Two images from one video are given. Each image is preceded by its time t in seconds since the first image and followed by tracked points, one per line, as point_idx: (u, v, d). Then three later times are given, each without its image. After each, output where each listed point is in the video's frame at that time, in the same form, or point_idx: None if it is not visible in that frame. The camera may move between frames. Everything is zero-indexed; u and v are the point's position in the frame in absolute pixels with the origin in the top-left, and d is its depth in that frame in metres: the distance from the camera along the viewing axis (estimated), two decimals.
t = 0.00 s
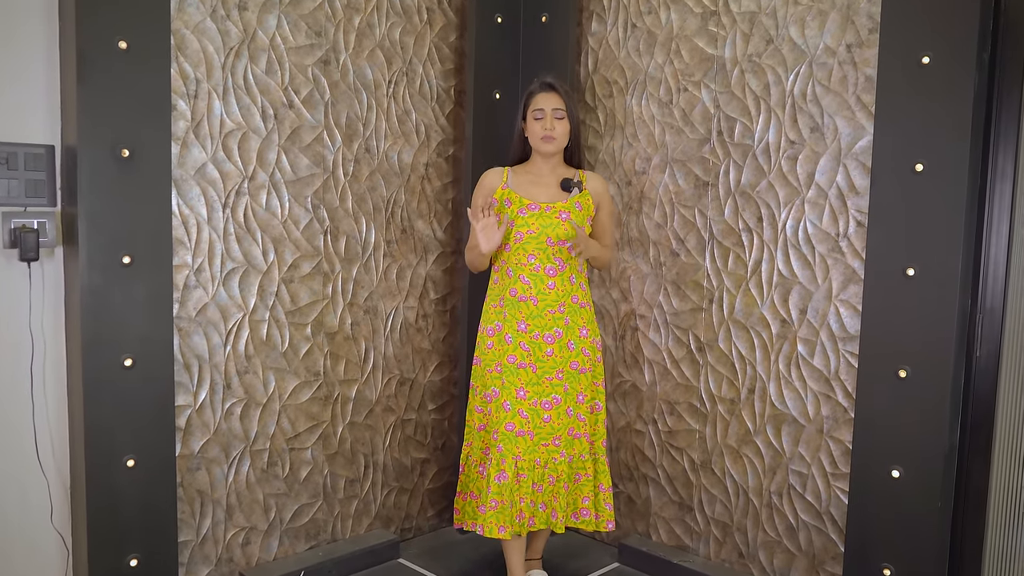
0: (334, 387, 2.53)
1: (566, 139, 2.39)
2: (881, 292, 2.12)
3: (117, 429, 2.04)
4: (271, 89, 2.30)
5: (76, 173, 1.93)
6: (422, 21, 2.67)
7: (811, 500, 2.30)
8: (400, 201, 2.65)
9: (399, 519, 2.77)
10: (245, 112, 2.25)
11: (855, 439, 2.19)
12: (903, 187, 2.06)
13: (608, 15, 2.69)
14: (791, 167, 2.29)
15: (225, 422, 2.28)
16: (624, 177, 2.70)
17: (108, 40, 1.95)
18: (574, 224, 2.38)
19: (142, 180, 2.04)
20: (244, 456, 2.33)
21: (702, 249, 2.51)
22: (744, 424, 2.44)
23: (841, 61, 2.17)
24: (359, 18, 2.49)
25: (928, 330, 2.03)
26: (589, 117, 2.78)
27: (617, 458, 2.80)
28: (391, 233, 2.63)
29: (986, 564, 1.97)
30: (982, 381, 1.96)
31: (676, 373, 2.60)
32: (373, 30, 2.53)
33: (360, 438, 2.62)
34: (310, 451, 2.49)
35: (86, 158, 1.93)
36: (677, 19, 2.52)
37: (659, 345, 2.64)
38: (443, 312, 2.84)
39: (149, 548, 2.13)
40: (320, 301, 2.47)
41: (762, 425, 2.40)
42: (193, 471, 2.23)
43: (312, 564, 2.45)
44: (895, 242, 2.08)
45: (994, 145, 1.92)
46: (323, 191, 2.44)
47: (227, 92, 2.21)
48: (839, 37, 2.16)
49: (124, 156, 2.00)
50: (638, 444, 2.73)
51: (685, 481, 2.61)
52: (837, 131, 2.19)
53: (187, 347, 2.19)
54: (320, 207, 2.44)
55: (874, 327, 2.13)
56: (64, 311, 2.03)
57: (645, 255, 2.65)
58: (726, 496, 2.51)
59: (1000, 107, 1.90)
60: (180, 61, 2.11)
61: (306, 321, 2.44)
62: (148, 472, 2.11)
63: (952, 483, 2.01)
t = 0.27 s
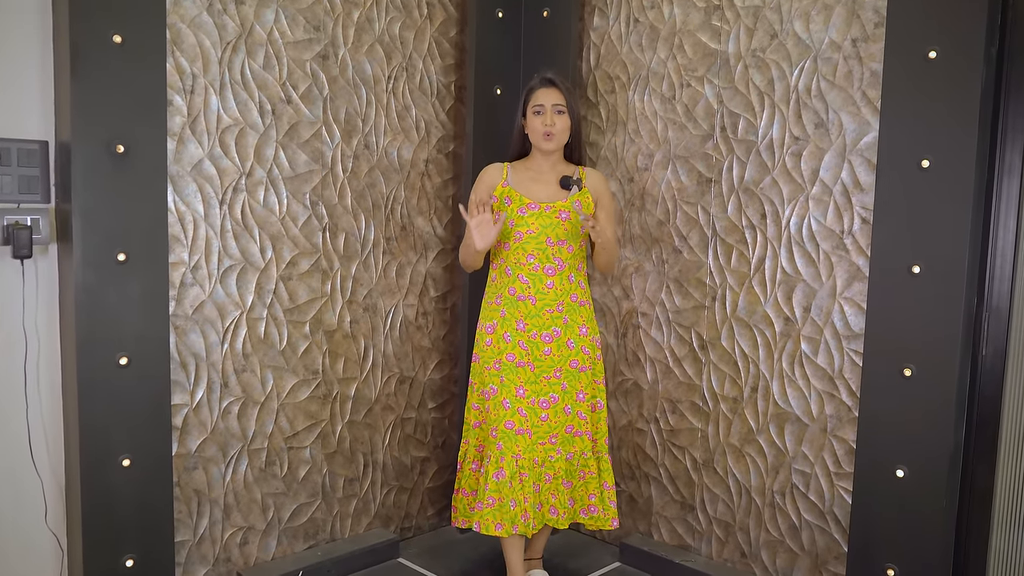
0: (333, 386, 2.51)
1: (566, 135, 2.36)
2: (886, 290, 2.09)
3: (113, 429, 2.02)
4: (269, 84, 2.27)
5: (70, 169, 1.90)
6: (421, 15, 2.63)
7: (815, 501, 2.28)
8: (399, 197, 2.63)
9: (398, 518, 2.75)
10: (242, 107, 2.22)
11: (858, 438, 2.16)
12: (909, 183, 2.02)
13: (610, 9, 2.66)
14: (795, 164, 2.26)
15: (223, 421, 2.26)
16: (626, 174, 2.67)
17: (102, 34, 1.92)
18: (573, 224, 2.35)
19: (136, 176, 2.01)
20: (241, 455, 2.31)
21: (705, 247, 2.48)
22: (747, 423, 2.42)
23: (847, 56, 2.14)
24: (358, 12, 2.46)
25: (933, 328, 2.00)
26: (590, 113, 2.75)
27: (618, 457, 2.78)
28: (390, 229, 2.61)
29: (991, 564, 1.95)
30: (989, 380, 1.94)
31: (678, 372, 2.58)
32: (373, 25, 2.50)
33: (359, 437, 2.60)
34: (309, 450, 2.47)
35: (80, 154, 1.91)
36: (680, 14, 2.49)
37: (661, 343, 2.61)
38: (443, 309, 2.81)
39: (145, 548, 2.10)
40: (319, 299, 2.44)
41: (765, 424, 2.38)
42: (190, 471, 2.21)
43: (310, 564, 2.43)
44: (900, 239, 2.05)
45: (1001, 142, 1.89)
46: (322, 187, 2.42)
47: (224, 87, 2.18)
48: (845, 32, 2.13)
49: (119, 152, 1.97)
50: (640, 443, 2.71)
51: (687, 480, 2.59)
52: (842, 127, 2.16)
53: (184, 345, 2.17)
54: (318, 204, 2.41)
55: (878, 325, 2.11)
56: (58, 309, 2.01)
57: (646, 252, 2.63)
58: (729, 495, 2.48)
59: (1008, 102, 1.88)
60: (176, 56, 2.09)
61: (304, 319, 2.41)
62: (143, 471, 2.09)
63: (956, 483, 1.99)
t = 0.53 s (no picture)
0: (329, 384, 2.48)
1: (561, 124, 2.35)
2: (890, 289, 2.06)
3: (106, 429, 1.99)
4: (264, 79, 2.24)
5: (62, 165, 1.87)
6: (419, 9, 2.60)
7: (817, 501, 2.25)
8: (396, 194, 2.60)
9: (396, 518, 2.72)
10: (237, 102, 2.19)
11: (862, 438, 2.14)
12: (913, 180, 2.00)
13: (609, 3, 2.63)
14: (797, 160, 2.23)
15: (217, 420, 2.23)
16: (626, 170, 2.64)
17: (94, 27, 1.89)
18: (565, 223, 2.35)
19: (129, 172, 1.98)
20: (236, 454, 2.28)
21: (706, 244, 2.45)
22: (748, 423, 2.39)
23: (850, 50, 2.11)
24: (354, 6, 2.43)
25: (938, 327, 1.97)
26: (590, 109, 2.72)
27: (618, 456, 2.75)
28: (387, 226, 2.58)
29: (997, 566, 1.91)
30: (994, 379, 1.91)
31: (678, 371, 2.55)
32: (370, 19, 2.47)
33: (355, 436, 2.57)
34: (305, 450, 2.44)
35: (73, 149, 1.88)
36: (681, 8, 2.45)
37: (661, 341, 2.58)
38: (441, 307, 2.78)
39: (138, 550, 2.08)
40: (315, 296, 2.41)
41: (766, 424, 2.35)
42: (184, 471, 2.18)
43: (306, 565, 2.40)
44: (905, 237, 2.02)
45: (1007, 138, 1.86)
46: (318, 183, 2.39)
47: (218, 81, 2.15)
48: (847, 26, 2.10)
49: (112, 147, 1.95)
50: (640, 442, 2.68)
51: (687, 480, 2.56)
52: (845, 122, 2.13)
53: (179, 344, 2.14)
54: (314, 200, 2.38)
55: (883, 324, 2.08)
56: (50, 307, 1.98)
57: (647, 250, 2.60)
58: (730, 496, 2.45)
59: (1013, 97, 1.85)
60: (170, 50, 2.06)
61: (300, 317, 2.38)
62: (137, 472, 2.06)
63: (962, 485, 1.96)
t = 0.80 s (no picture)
0: (339, 393, 2.46)
1: (559, 132, 2.38)
2: (910, 296, 2.01)
3: (114, 438, 1.98)
4: (275, 85, 2.23)
5: (70, 172, 1.86)
6: (430, 14, 2.58)
7: (835, 514, 2.21)
8: (407, 200, 2.57)
9: (406, 528, 2.69)
10: (247, 108, 2.18)
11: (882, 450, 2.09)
12: (933, 186, 1.95)
13: (623, 7, 2.60)
14: (814, 166, 2.19)
15: (226, 429, 2.21)
16: (639, 176, 2.61)
17: (103, 33, 1.88)
18: (567, 225, 2.36)
19: (138, 179, 1.97)
20: (245, 463, 2.26)
21: (720, 251, 2.41)
22: (764, 433, 2.35)
23: (868, 54, 2.07)
24: (365, 11, 2.41)
25: (960, 336, 1.93)
26: (603, 114, 2.69)
27: (631, 466, 2.71)
28: (398, 233, 2.55)
29: None
30: (1018, 389, 1.85)
31: (693, 379, 2.51)
32: (381, 24, 2.45)
33: (366, 445, 2.54)
34: (315, 459, 2.42)
35: (81, 156, 1.87)
36: (695, 12, 2.42)
37: (675, 349, 2.55)
38: (452, 314, 2.75)
39: (146, 560, 2.06)
40: (325, 304, 2.39)
41: (783, 434, 2.30)
42: (192, 480, 2.16)
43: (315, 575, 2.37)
44: (926, 244, 1.98)
45: None
46: (329, 190, 2.37)
47: (228, 87, 2.14)
48: (866, 29, 2.06)
49: (120, 154, 1.93)
50: (653, 452, 2.64)
51: (702, 491, 2.52)
52: (863, 128, 2.09)
53: (187, 352, 2.12)
54: (325, 206, 2.36)
55: (903, 333, 2.03)
56: (58, 314, 1.97)
57: (660, 257, 2.56)
58: (745, 507, 2.41)
59: None
60: (180, 56, 2.04)
61: (310, 324, 2.36)
62: (145, 482, 2.05)
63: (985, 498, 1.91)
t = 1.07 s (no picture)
0: (340, 395, 2.43)
1: (537, 130, 2.33)
2: (918, 299, 1.98)
3: (109, 440, 1.97)
4: (275, 84, 2.20)
5: (66, 172, 1.85)
6: (432, 13, 2.55)
7: (842, 520, 2.17)
8: (409, 201, 2.54)
9: (407, 532, 2.66)
10: (247, 108, 2.15)
11: (889, 454, 2.06)
12: (942, 187, 1.92)
13: (627, 6, 2.57)
14: (821, 166, 2.16)
15: (225, 432, 2.19)
16: (643, 177, 2.58)
17: (100, 32, 1.86)
18: (542, 224, 2.31)
19: (134, 180, 1.95)
20: (245, 467, 2.24)
21: (726, 252, 2.38)
22: (770, 437, 2.31)
23: (876, 53, 2.03)
24: (366, 10, 2.38)
25: (969, 340, 1.90)
26: (607, 114, 2.66)
27: (635, 470, 2.68)
28: (399, 234, 2.52)
29: None
30: None
31: (697, 383, 2.48)
32: (382, 23, 2.42)
33: (366, 448, 2.51)
34: (315, 462, 2.39)
35: (77, 156, 1.85)
36: (700, 10, 2.39)
37: (680, 352, 2.51)
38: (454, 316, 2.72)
39: (142, 564, 2.05)
40: (325, 305, 2.36)
41: (789, 439, 2.27)
42: (191, 484, 2.14)
43: None
44: (934, 246, 1.95)
45: None
46: (330, 190, 2.34)
47: (227, 86, 2.11)
48: (874, 28, 2.03)
49: (117, 154, 1.92)
50: (658, 456, 2.61)
51: (706, 495, 2.48)
52: (871, 128, 2.05)
53: (186, 355, 2.10)
54: (325, 207, 2.33)
55: (911, 336, 2.00)
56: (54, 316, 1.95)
57: (665, 258, 2.53)
58: (751, 512, 2.38)
59: None
60: (178, 55, 2.02)
61: (310, 327, 2.33)
62: (141, 485, 2.03)
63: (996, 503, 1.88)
